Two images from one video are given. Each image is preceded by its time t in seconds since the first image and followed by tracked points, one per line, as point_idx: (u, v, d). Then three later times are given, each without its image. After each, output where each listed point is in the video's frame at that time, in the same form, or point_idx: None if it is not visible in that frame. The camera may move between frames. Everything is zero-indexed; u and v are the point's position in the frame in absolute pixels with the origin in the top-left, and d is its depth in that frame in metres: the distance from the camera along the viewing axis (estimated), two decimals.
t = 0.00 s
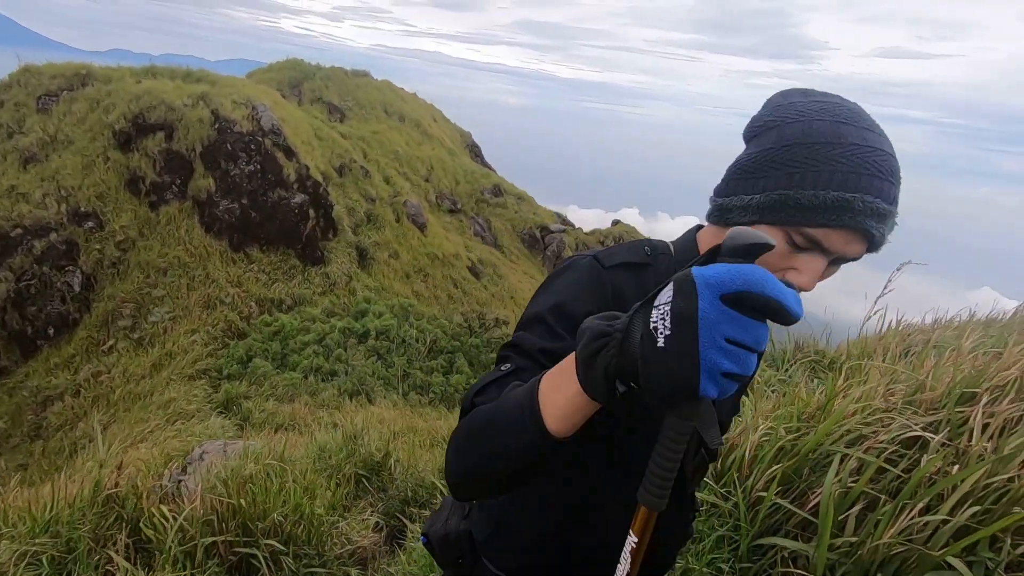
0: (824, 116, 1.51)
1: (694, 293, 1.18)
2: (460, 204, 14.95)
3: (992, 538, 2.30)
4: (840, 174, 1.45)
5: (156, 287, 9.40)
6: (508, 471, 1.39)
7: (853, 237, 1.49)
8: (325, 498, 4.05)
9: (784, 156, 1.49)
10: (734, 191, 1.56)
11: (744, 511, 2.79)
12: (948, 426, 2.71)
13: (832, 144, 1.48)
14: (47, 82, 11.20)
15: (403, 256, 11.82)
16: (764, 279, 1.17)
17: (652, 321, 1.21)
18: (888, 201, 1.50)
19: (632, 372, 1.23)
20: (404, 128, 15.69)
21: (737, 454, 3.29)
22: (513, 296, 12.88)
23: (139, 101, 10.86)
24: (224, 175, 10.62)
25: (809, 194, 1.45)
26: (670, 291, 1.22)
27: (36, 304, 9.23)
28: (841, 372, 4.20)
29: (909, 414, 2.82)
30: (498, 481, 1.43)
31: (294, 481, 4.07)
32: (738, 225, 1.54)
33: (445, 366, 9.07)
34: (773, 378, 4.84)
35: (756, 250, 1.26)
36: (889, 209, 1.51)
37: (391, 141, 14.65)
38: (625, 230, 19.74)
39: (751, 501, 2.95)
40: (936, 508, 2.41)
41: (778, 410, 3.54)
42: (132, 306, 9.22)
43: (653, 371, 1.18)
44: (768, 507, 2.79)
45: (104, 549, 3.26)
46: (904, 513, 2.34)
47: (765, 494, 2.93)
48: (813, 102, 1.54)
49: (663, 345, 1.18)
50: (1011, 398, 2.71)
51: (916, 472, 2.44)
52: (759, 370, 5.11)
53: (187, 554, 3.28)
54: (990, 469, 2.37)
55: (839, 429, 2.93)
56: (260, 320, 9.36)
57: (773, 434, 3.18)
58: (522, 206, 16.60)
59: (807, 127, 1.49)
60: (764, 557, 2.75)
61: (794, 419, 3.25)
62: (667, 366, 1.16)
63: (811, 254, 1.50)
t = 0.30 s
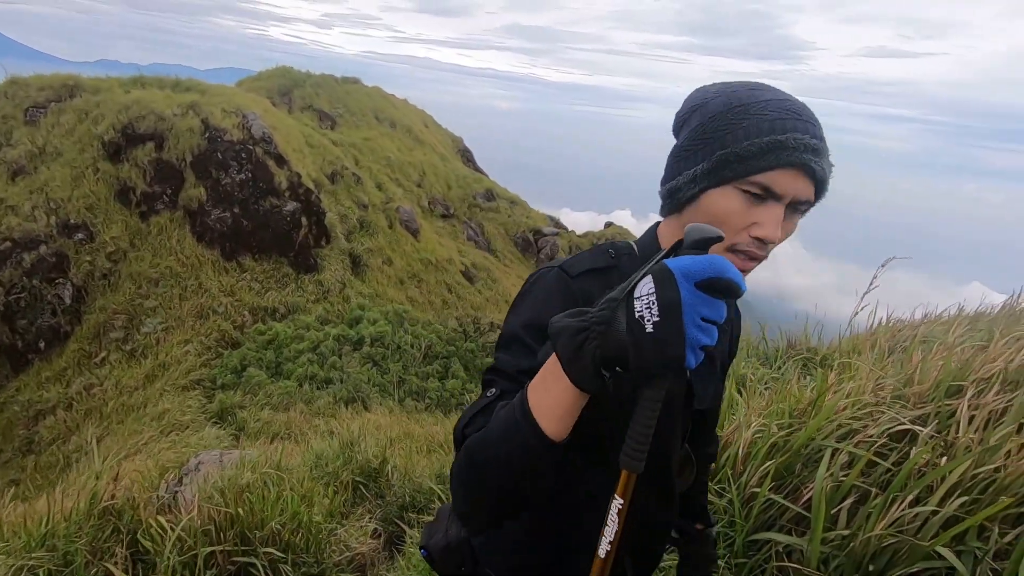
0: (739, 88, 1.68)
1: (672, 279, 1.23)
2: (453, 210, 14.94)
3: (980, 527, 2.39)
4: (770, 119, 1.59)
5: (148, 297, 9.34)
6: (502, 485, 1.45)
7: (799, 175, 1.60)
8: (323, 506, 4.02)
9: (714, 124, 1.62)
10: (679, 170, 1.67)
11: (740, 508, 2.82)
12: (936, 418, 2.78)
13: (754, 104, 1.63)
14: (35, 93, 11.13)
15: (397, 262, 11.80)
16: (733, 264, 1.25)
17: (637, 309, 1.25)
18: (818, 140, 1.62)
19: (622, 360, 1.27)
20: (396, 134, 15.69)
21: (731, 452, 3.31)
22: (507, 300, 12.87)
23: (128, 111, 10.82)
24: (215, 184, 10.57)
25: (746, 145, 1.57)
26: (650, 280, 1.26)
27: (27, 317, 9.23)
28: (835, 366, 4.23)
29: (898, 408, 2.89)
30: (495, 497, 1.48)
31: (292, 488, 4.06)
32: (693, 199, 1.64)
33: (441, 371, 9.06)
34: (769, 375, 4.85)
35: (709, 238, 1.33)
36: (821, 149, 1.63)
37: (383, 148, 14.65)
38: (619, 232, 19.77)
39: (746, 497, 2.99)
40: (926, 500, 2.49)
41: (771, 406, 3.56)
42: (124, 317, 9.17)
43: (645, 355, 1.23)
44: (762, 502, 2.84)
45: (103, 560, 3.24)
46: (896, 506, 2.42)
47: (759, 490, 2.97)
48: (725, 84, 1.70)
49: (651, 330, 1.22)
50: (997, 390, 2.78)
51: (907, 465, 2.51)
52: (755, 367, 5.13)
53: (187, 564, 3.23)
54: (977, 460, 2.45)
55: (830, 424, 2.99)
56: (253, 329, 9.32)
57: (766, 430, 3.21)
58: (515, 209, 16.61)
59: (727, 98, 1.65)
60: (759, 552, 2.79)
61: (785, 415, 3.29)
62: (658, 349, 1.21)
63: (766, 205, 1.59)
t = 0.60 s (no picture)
0: (677, 99, 2.13)
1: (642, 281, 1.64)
2: (451, 216, 14.96)
3: (979, 523, 2.49)
4: (714, 111, 2.01)
5: (146, 308, 9.33)
6: (503, 505, 1.62)
7: (752, 152, 1.98)
8: (323, 514, 4.01)
9: (661, 130, 2.05)
10: (642, 180, 2.09)
11: (741, 509, 2.87)
12: (934, 417, 2.87)
13: (697, 103, 2.04)
14: (30, 107, 11.06)
15: (395, 269, 11.81)
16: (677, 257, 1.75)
17: (620, 310, 1.61)
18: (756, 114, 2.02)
19: (609, 354, 1.61)
20: (393, 141, 15.72)
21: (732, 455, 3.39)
22: (506, 306, 12.87)
23: (125, 123, 10.85)
24: (212, 194, 10.61)
25: (695, 134, 1.97)
26: (623, 284, 1.64)
27: (25, 330, 8.94)
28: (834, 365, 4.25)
29: (896, 407, 2.97)
30: (489, 509, 1.65)
31: (295, 497, 4.06)
32: (659, 199, 2.02)
33: (441, 378, 9.06)
34: (768, 376, 4.87)
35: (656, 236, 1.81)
36: (759, 123, 2.03)
37: (381, 155, 14.68)
38: (616, 235, 19.77)
39: (748, 498, 3.04)
40: (925, 497, 2.59)
41: (771, 406, 3.58)
42: (123, 329, 9.16)
43: (632, 343, 1.60)
44: (764, 503, 2.89)
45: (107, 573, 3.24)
46: (897, 504, 2.51)
47: (760, 490, 3.03)
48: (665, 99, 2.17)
49: (634, 323, 1.60)
50: (992, 388, 2.87)
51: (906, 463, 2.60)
52: (755, 368, 5.13)
53: (192, 574, 3.26)
54: (976, 457, 2.55)
55: (829, 424, 3.07)
56: (252, 338, 9.33)
57: (766, 430, 3.25)
58: (512, 214, 16.61)
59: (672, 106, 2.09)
60: (762, 552, 2.84)
61: (786, 415, 3.33)
62: (638, 335, 1.60)
63: (728, 186, 1.97)
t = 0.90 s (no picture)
0: (648, 112, 2.41)
1: (601, 290, 1.89)
2: (451, 225, 14.98)
3: (984, 528, 2.50)
4: (693, 124, 2.27)
5: (147, 322, 9.35)
6: (480, 513, 1.95)
7: (725, 164, 2.26)
8: (324, 528, 3.99)
9: (634, 146, 2.33)
10: (619, 196, 2.39)
11: (745, 517, 2.86)
12: (936, 421, 2.88)
13: (675, 114, 2.32)
14: (32, 123, 11.09)
15: (396, 280, 11.82)
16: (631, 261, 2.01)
17: (578, 316, 1.86)
18: (732, 125, 2.29)
19: (570, 357, 1.86)
20: (392, 152, 15.77)
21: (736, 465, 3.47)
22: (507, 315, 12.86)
23: (126, 138, 10.90)
24: (212, 208, 10.64)
25: (672, 148, 2.25)
26: (581, 292, 1.90)
27: (26, 345, 8.92)
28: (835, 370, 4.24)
29: (898, 411, 2.98)
30: (466, 517, 1.98)
31: (297, 510, 4.04)
32: (635, 214, 2.33)
33: (442, 388, 9.05)
34: (769, 382, 4.85)
35: (611, 242, 2.14)
36: (734, 136, 2.30)
37: (380, 166, 14.72)
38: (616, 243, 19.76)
39: (751, 505, 3.04)
40: (929, 502, 2.59)
41: (772, 413, 3.57)
42: (125, 343, 9.17)
43: (591, 346, 1.85)
44: (768, 510, 2.89)
45: None
46: (900, 509, 2.52)
47: (764, 497, 3.02)
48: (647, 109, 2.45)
49: (592, 327, 1.85)
50: (994, 392, 2.87)
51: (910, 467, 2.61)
52: (756, 374, 5.11)
53: None
54: (978, 462, 2.57)
55: (832, 429, 3.06)
56: (253, 351, 9.35)
57: (769, 437, 3.24)
58: (512, 223, 16.62)
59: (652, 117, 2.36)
60: (767, 560, 2.84)
61: (788, 422, 3.31)
62: (598, 339, 1.85)
63: (703, 198, 2.25)
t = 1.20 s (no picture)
0: (631, 121, 2.32)
1: (582, 295, 1.93)
2: (450, 233, 14.99)
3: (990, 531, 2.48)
4: (666, 134, 2.19)
5: (148, 334, 9.35)
6: (469, 527, 1.93)
7: (707, 171, 2.17)
8: (326, 541, 3.94)
9: (613, 162, 2.27)
10: (604, 212, 2.32)
11: (749, 523, 2.84)
12: (940, 424, 2.86)
13: (649, 124, 2.23)
14: (32, 137, 11.19)
15: (396, 288, 11.81)
16: (608, 272, 2.11)
17: (561, 324, 1.87)
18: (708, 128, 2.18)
19: (555, 365, 1.86)
20: (391, 162, 15.82)
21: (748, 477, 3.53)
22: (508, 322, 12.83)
23: (126, 151, 10.94)
24: (212, 219, 10.67)
25: (647, 164, 2.16)
26: (562, 299, 1.92)
27: (26, 359, 8.87)
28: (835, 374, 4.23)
29: (902, 414, 2.97)
30: (456, 526, 1.95)
31: (299, 522, 4.00)
32: (619, 228, 2.26)
33: (444, 397, 9.02)
34: (772, 387, 4.81)
35: (591, 248, 2.15)
36: (714, 137, 2.20)
37: (380, 176, 14.76)
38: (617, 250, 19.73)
39: (756, 511, 3.00)
40: (936, 506, 2.58)
41: (775, 418, 3.54)
42: (125, 355, 9.17)
43: (577, 354, 1.86)
44: (773, 516, 2.86)
45: None
46: (907, 514, 2.49)
47: (767, 504, 3.00)
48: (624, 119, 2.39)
49: (576, 335, 1.87)
50: (998, 394, 2.87)
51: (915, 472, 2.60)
52: (758, 379, 5.09)
53: None
54: (984, 465, 2.56)
55: (835, 433, 3.05)
56: (254, 362, 9.35)
57: (772, 442, 3.21)
58: (512, 230, 16.60)
59: (626, 131, 2.29)
60: (773, 567, 2.80)
61: (791, 427, 3.28)
62: (581, 345, 1.86)
63: (686, 209, 2.16)
